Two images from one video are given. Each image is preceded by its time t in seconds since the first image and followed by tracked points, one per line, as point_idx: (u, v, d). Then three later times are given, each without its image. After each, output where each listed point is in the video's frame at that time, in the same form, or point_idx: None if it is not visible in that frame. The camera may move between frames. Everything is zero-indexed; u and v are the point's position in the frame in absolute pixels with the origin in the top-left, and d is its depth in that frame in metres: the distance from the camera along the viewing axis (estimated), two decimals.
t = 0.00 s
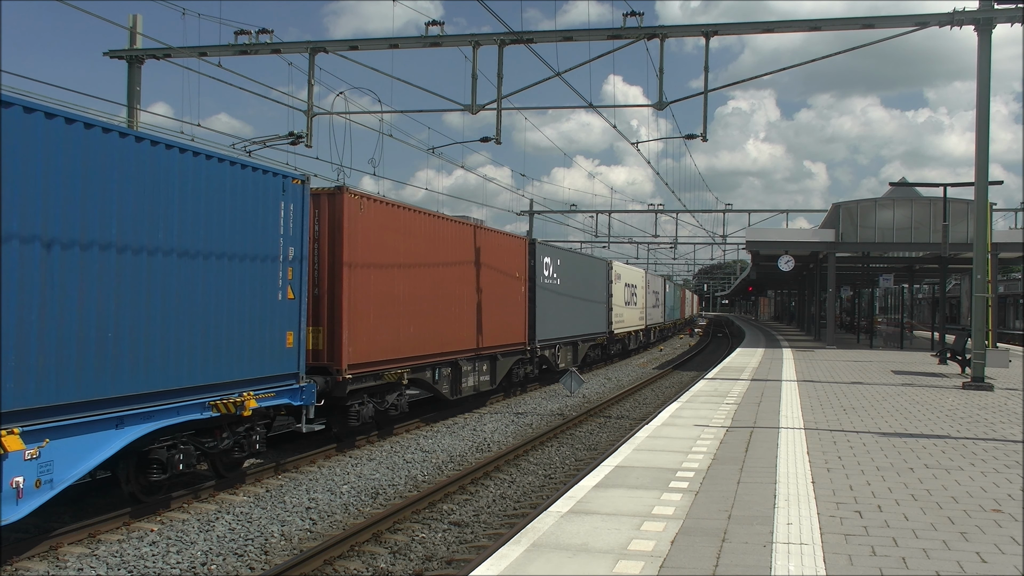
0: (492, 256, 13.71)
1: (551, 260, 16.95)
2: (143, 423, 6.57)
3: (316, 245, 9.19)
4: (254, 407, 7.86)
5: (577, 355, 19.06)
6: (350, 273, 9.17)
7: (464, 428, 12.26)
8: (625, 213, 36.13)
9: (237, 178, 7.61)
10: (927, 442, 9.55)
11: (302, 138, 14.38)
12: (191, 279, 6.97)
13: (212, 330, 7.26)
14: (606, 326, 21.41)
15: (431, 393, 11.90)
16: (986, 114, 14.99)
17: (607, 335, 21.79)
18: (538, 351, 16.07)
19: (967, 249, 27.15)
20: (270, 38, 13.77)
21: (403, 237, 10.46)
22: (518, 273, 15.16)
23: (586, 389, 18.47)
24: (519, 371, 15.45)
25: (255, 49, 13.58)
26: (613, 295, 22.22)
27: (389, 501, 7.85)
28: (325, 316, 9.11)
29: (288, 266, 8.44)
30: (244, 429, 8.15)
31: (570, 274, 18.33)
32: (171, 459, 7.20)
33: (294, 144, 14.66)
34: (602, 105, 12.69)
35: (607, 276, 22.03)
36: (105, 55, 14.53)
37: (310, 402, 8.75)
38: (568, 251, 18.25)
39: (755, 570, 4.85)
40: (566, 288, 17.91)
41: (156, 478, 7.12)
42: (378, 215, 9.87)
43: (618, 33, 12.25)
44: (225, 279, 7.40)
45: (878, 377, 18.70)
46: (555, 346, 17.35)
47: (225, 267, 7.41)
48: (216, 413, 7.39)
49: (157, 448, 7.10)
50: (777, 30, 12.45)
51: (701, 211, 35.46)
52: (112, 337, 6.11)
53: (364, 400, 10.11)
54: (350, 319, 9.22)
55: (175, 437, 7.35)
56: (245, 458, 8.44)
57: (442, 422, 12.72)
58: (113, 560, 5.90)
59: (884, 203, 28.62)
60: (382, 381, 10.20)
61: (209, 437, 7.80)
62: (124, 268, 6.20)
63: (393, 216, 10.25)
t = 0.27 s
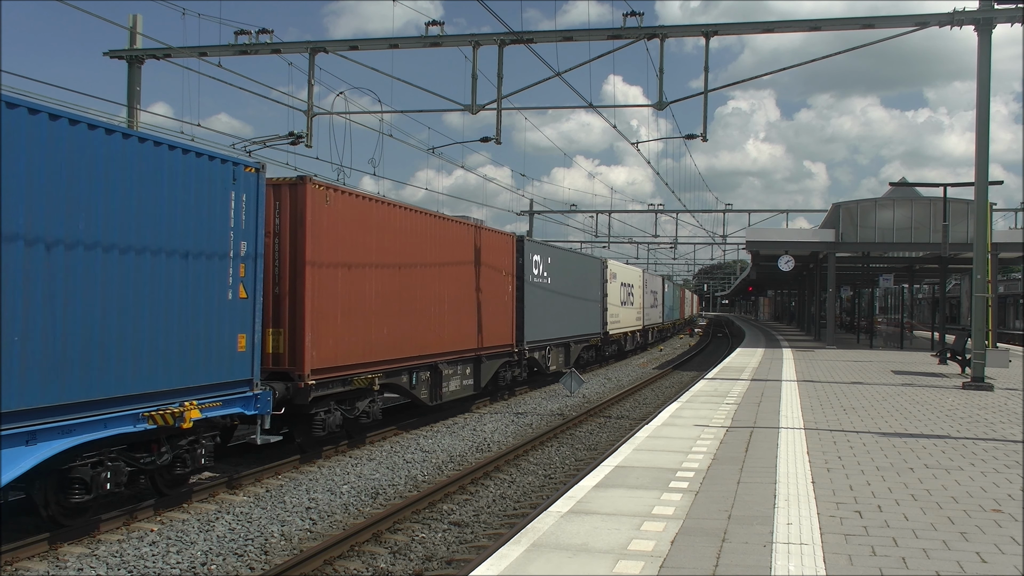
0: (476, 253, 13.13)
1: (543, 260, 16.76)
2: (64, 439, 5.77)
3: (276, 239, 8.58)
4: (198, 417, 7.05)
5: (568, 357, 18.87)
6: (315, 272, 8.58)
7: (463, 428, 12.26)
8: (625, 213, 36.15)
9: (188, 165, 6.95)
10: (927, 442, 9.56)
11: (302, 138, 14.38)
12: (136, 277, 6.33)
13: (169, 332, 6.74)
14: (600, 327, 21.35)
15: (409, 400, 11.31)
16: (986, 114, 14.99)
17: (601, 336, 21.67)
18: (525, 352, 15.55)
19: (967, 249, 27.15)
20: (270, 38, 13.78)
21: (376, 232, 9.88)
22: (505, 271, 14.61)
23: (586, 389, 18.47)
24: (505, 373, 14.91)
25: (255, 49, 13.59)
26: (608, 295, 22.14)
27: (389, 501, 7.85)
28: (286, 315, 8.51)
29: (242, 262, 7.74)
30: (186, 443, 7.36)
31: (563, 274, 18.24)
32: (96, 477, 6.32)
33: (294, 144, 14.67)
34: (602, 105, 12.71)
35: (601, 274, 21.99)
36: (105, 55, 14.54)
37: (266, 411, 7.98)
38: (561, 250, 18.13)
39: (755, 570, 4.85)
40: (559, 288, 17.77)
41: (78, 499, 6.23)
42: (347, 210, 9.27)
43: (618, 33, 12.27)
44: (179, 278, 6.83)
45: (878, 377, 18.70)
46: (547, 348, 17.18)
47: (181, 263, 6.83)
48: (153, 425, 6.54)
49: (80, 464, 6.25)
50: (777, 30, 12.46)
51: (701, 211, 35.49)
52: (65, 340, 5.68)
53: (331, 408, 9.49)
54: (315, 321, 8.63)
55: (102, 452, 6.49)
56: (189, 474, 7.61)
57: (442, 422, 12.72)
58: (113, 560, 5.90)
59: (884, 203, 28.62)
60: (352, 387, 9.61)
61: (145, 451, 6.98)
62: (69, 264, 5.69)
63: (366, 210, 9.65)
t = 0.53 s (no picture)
0: (458, 250, 12.56)
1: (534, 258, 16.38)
2: None
3: (229, 233, 8.03)
4: (128, 430, 6.34)
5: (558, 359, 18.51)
6: (270, 268, 8.04)
7: (463, 428, 12.26)
8: (625, 213, 36.16)
9: (116, 146, 6.25)
10: (927, 442, 9.56)
11: (302, 138, 14.38)
12: (50, 275, 5.62)
13: (95, 336, 6.04)
14: (595, 328, 21.11)
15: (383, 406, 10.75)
16: (986, 114, 14.99)
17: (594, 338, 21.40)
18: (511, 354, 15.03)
19: (967, 249, 27.13)
20: (270, 38, 13.79)
21: (343, 227, 9.32)
22: (491, 269, 14.06)
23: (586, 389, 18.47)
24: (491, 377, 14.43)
25: (255, 49, 13.59)
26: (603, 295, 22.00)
27: (389, 501, 7.85)
28: (239, 316, 7.96)
29: (181, 258, 7.00)
30: (115, 459, 6.63)
31: (555, 273, 17.91)
32: None
33: (294, 144, 14.66)
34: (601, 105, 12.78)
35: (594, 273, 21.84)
36: (105, 55, 14.53)
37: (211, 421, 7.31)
38: (552, 249, 17.80)
39: (755, 570, 4.84)
40: (550, 287, 17.43)
41: None
42: (309, 203, 8.73)
43: (618, 33, 12.27)
44: (114, 273, 6.19)
45: (878, 377, 18.69)
46: (536, 350, 16.80)
47: (114, 259, 6.19)
48: (71, 439, 5.81)
49: None
50: (777, 30, 12.46)
51: (701, 211, 35.50)
52: None
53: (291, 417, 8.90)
54: (272, 322, 8.10)
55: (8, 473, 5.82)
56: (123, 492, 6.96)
57: (442, 422, 12.73)
58: (113, 560, 5.91)
59: (884, 203, 28.62)
60: (316, 395, 9.06)
61: (64, 469, 6.32)
62: None
63: (331, 203, 9.11)
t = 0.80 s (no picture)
0: (442, 248, 11.77)
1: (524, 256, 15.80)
2: None
3: (172, 225, 7.31)
4: (37, 446, 5.66)
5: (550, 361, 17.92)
6: (217, 266, 7.28)
7: (463, 428, 12.26)
8: (625, 213, 36.15)
9: (21, 122, 5.51)
10: (927, 442, 9.56)
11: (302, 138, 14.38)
12: None
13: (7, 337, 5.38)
14: (589, 328, 20.69)
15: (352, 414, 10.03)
16: (986, 114, 14.99)
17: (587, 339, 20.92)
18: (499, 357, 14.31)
19: (967, 249, 27.13)
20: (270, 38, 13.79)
21: (306, 220, 8.55)
22: (479, 268, 13.31)
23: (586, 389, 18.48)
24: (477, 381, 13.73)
25: (255, 49, 13.59)
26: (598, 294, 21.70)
27: (389, 501, 7.85)
28: (182, 318, 7.22)
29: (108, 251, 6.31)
30: (22, 480, 5.87)
31: (546, 272, 17.34)
32: None
33: (294, 144, 14.66)
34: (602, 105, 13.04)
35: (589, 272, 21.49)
36: (105, 55, 14.53)
37: (143, 435, 6.67)
38: (544, 247, 17.25)
39: (755, 570, 4.84)
40: (541, 287, 16.85)
41: None
42: (264, 193, 7.96)
43: (618, 33, 12.28)
44: (34, 268, 5.57)
45: (878, 377, 18.69)
46: (526, 352, 16.18)
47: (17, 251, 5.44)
48: None
49: None
50: (777, 30, 12.46)
51: (701, 211, 35.50)
52: None
53: (244, 427, 8.15)
54: (220, 325, 7.34)
55: None
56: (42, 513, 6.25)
57: (442, 422, 12.73)
58: (113, 560, 5.91)
59: (884, 203, 28.62)
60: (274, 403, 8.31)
61: None
62: None
63: (291, 194, 8.36)
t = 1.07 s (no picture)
0: (417, 245, 11.06)
1: (512, 255, 15.15)
2: None
3: (99, 215, 6.56)
4: None
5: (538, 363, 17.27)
6: (150, 262, 6.54)
7: (463, 428, 12.26)
8: (625, 213, 36.16)
9: None
10: (928, 442, 9.56)
11: (302, 138, 14.38)
12: None
13: None
14: (580, 328, 20.15)
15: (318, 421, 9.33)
16: (986, 114, 14.99)
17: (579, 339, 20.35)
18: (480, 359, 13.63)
19: (967, 249, 27.13)
20: (270, 38, 13.79)
21: (257, 212, 7.84)
22: (459, 267, 12.60)
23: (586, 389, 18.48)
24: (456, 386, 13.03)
25: (255, 49, 13.59)
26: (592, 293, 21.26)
27: (389, 501, 7.85)
28: (110, 319, 6.47)
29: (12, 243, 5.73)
30: None
31: (535, 271, 16.70)
32: None
33: (294, 144, 14.66)
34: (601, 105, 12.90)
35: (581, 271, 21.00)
36: (105, 55, 14.53)
37: (56, 453, 6.00)
38: (534, 245, 16.61)
39: (755, 570, 4.84)
40: (529, 287, 16.23)
41: None
42: (207, 181, 7.21)
43: (618, 33, 12.29)
44: None
45: (878, 377, 18.69)
46: (512, 354, 15.54)
47: None
48: None
49: None
50: (777, 30, 12.46)
51: (701, 211, 35.53)
52: None
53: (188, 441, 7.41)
54: (155, 327, 6.63)
55: None
56: None
57: (442, 422, 12.73)
58: (113, 560, 5.90)
59: (884, 203, 28.62)
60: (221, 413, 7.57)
61: None
62: None
63: (239, 182, 7.61)
